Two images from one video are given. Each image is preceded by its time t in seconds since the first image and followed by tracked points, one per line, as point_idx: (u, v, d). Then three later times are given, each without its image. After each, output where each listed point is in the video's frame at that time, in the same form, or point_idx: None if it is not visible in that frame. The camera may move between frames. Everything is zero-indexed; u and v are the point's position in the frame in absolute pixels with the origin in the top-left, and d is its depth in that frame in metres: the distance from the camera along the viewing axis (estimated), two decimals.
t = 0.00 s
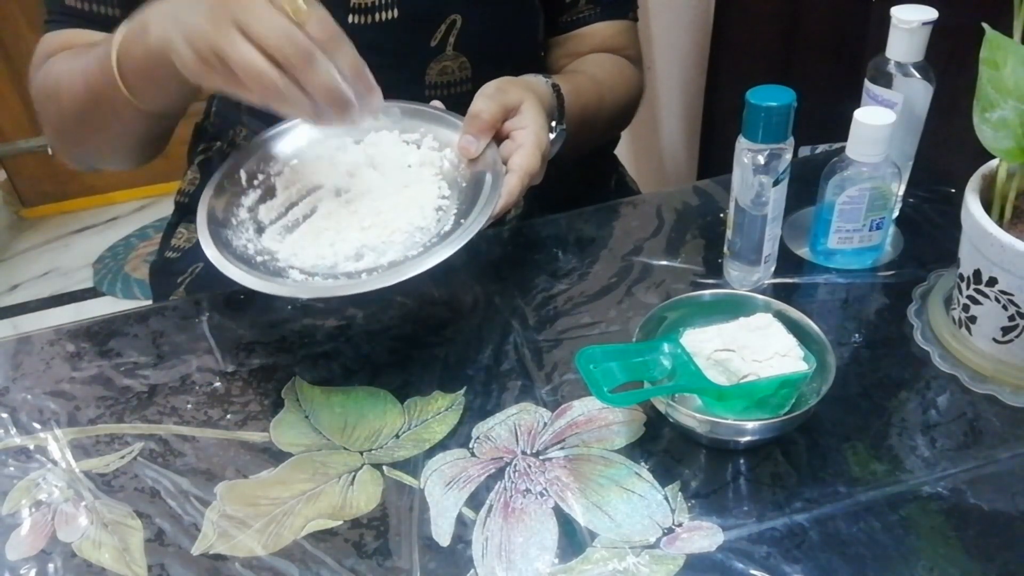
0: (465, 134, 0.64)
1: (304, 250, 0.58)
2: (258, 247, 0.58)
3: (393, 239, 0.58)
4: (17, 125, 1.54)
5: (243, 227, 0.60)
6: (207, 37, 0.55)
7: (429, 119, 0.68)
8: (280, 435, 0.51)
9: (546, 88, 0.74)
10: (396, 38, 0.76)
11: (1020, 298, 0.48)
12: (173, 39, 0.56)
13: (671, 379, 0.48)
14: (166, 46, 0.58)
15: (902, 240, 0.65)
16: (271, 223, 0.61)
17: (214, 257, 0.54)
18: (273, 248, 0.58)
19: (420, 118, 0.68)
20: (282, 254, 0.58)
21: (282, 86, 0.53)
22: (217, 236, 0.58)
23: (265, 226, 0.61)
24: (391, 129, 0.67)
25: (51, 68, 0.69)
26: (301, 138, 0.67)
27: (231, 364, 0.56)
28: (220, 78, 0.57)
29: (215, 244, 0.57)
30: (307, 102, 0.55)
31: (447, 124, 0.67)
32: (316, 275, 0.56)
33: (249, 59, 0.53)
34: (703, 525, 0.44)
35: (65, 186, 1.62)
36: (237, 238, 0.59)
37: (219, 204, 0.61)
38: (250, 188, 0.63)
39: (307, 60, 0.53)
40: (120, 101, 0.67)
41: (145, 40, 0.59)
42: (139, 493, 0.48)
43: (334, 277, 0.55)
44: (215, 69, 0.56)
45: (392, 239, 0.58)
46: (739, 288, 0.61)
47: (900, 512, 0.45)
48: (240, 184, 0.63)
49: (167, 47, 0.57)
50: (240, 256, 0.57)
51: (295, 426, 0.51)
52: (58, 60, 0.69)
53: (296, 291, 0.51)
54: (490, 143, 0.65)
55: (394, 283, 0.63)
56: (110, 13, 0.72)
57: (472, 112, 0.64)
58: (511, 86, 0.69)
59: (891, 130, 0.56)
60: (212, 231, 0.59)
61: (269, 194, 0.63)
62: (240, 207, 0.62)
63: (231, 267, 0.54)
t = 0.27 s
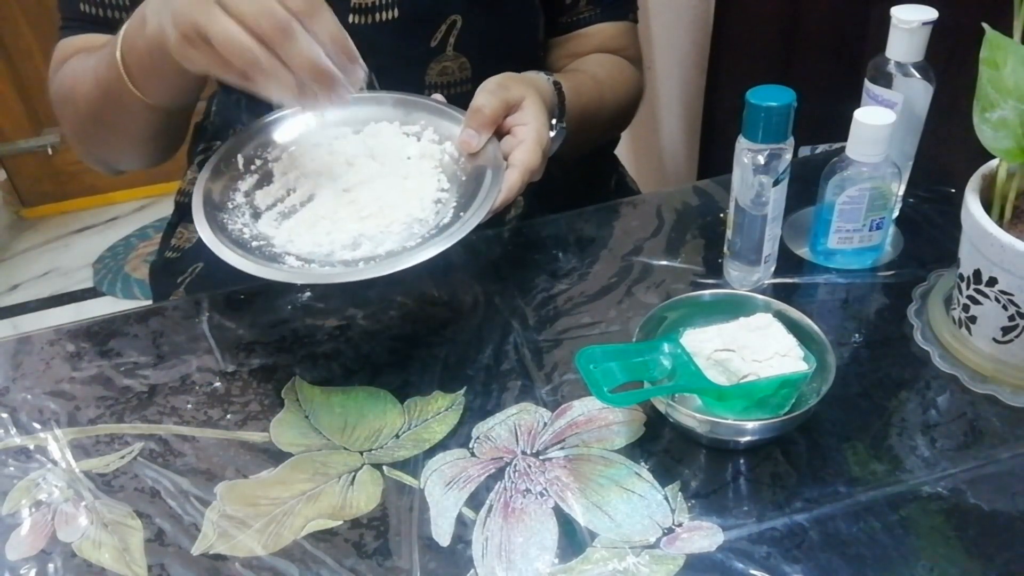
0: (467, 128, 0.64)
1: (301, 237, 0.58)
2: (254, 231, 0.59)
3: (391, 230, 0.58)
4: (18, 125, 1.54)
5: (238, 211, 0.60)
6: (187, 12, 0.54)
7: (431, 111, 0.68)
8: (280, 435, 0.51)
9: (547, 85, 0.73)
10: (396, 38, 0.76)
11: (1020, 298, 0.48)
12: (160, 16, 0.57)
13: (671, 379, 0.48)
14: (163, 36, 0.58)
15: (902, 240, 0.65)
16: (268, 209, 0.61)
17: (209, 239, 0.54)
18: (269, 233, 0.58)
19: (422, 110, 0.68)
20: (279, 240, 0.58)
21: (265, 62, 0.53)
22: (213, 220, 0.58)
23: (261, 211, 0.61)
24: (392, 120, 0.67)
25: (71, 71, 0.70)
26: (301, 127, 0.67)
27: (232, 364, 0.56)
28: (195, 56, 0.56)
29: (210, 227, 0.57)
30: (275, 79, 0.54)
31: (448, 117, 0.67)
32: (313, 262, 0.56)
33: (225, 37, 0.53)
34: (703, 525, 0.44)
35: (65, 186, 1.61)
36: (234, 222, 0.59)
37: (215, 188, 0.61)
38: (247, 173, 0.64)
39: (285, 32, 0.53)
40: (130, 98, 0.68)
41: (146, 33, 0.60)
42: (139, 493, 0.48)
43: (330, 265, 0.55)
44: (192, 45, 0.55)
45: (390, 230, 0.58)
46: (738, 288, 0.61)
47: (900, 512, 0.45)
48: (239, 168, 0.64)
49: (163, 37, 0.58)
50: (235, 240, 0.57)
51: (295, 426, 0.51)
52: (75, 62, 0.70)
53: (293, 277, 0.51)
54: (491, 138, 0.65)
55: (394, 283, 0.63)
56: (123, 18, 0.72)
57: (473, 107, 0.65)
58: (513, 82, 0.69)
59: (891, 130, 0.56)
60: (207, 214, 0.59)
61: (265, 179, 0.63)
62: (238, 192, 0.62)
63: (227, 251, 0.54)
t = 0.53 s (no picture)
0: (460, 120, 0.64)
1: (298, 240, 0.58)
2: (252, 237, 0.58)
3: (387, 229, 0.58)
4: (19, 125, 1.54)
5: (235, 216, 0.60)
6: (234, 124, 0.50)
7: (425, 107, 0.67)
8: (280, 435, 0.51)
9: (541, 79, 0.73)
10: (397, 38, 0.76)
11: (1020, 298, 0.48)
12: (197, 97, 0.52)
13: (671, 379, 0.48)
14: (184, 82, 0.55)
15: (902, 240, 0.65)
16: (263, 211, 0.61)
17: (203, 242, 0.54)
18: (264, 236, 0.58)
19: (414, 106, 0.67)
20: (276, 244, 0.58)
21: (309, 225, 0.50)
22: (212, 227, 0.58)
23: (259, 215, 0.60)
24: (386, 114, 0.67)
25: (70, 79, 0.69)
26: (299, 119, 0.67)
27: (232, 364, 0.56)
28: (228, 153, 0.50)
29: (206, 232, 0.57)
30: (327, 237, 0.51)
31: (442, 111, 0.67)
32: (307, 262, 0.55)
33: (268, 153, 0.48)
34: (703, 525, 0.44)
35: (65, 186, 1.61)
36: (232, 229, 0.58)
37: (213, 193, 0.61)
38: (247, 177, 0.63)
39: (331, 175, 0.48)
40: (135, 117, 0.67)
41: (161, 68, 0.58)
42: (139, 493, 0.48)
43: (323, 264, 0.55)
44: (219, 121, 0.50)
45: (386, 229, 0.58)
46: (738, 288, 0.61)
47: (900, 512, 0.45)
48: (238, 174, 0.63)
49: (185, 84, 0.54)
50: (232, 245, 0.57)
51: (295, 426, 0.51)
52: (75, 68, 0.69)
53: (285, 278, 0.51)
54: (484, 130, 0.65)
55: (394, 283, 0.63)
56: (123, 15, 0.72)
57: (466, 99, 0.64)
58: (507, 75, 0.69)
59: (891, 130, 0.56)
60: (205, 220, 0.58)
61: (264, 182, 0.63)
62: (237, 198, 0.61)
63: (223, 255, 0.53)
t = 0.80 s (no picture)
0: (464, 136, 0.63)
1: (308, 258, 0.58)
2: (261, 252, 0.58)
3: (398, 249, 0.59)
4: (18, 125, 1.54)
5: (245, 231, 0.60)
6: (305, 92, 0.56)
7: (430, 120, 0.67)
8: (280, 435, 0.51)
9: (544, 89, 0.74)
10: (396, 38, 0.76)
11: (1020, 298, 0.48)
12: (259, 85, 0.58)
13: (671, 379, 0.48)
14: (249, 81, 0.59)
15: (902, 240, 0.65)
16: (273, 227, 0.61)
17: (214, 259, 0.54)
18: (274, 252, 0.59)
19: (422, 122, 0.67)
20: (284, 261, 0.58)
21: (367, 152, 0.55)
22: (221, 241, 0.58)
23: (269, 231, 0.61)
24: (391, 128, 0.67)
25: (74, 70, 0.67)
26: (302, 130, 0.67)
27: (232, 364, 0.56)
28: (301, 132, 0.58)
29: (216, 247, 0.57)
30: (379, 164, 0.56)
31: (447, 125, 0.66)
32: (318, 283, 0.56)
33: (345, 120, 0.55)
34: (703, 524, 0.44)
35: (65, 186, 1.61)
36: (240, 243, 0.59)
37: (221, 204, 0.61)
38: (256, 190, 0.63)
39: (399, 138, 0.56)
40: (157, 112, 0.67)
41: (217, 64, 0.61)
42: (139, 493, 0.48)
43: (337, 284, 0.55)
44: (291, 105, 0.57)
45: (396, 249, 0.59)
46: (738, 288, 0.61)
47: (900, 512, 0.45)
48: (245, 187, 0.63)
49: (243, 80, 0.59)
50: (242, 261, 0.57)
51: (295, 426, 0.51)
52: (78, 62, 0.68)
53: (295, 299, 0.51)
54: (488, 145, 0.65)
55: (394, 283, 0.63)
56: (110, 9, 0.71)
57: (472, 114, 0.64)
58: (511, 87, 0.69)
59: (891, 130, 0.56)
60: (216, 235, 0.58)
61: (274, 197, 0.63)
62: (245, 212, 0.61)
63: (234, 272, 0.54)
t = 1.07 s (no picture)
0: (474, 126, 0.64)
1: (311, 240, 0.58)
2: (264, 235, 0.59)
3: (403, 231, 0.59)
4: (18, 125, 1.54)
5: (249, 215, 0.60)
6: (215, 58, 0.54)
7: (435, 113, 0.67)
8: (280, 435, 0.51)
9: (550, 84, 0.74)
10: (396, 37, 0.76)
11: (1020, 298, 0.48)
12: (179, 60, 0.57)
13: (671, 379, 0.48)
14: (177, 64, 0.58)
15: (902, 240, 0.65)
16: (277, 212, 0.61)
17: (219, 239, 0.54)
18: (279, 236, 0.59)
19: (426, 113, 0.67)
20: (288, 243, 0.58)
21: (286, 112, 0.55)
22: (224, 223, 0.58)
23: (271, 215, 0.61)
24: (399, 124, 0.67)
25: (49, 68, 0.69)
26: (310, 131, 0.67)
27: (231, 364, 0.56)
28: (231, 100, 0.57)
29: (222, 228, 0.57)
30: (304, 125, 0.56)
31: (454, 117, 0.66)
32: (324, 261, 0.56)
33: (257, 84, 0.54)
34: (703, 525, 0.44)
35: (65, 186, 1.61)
36: (244, 226, 0.59)
37: (225, 188, 0.61)
38: (255, 177, 0.63)
39: (306, 93, 0.54)
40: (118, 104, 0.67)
41: (152, 52, 0.60)
42: (139, 493, 0.48)
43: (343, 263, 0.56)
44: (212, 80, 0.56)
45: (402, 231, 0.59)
46: (739, 288, 0.61)
47: (900, 512, 0.45)
48: (247, 172, 0.63)
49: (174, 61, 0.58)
50: (247, 242, 0.57)
51: (295, 426, 0.51)
52: (55, 57, 0.69)
53: (306, 275, 0.51)
54: (498, 135, 0.65)
55: (394, 283, 0.63)
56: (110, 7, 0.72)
57: (479, 104, 0.65)
58: (517, 81, 0.70)
59: (891, 130, 0.56)
60: (218, 218, 0.58)
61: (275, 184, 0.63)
62: (247, 196, 0.62)
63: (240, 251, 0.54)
